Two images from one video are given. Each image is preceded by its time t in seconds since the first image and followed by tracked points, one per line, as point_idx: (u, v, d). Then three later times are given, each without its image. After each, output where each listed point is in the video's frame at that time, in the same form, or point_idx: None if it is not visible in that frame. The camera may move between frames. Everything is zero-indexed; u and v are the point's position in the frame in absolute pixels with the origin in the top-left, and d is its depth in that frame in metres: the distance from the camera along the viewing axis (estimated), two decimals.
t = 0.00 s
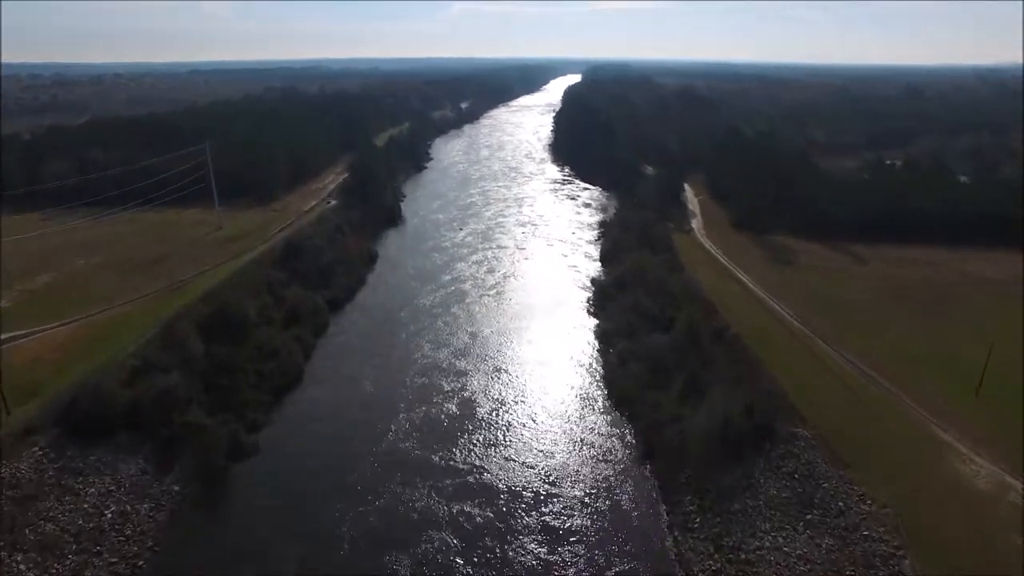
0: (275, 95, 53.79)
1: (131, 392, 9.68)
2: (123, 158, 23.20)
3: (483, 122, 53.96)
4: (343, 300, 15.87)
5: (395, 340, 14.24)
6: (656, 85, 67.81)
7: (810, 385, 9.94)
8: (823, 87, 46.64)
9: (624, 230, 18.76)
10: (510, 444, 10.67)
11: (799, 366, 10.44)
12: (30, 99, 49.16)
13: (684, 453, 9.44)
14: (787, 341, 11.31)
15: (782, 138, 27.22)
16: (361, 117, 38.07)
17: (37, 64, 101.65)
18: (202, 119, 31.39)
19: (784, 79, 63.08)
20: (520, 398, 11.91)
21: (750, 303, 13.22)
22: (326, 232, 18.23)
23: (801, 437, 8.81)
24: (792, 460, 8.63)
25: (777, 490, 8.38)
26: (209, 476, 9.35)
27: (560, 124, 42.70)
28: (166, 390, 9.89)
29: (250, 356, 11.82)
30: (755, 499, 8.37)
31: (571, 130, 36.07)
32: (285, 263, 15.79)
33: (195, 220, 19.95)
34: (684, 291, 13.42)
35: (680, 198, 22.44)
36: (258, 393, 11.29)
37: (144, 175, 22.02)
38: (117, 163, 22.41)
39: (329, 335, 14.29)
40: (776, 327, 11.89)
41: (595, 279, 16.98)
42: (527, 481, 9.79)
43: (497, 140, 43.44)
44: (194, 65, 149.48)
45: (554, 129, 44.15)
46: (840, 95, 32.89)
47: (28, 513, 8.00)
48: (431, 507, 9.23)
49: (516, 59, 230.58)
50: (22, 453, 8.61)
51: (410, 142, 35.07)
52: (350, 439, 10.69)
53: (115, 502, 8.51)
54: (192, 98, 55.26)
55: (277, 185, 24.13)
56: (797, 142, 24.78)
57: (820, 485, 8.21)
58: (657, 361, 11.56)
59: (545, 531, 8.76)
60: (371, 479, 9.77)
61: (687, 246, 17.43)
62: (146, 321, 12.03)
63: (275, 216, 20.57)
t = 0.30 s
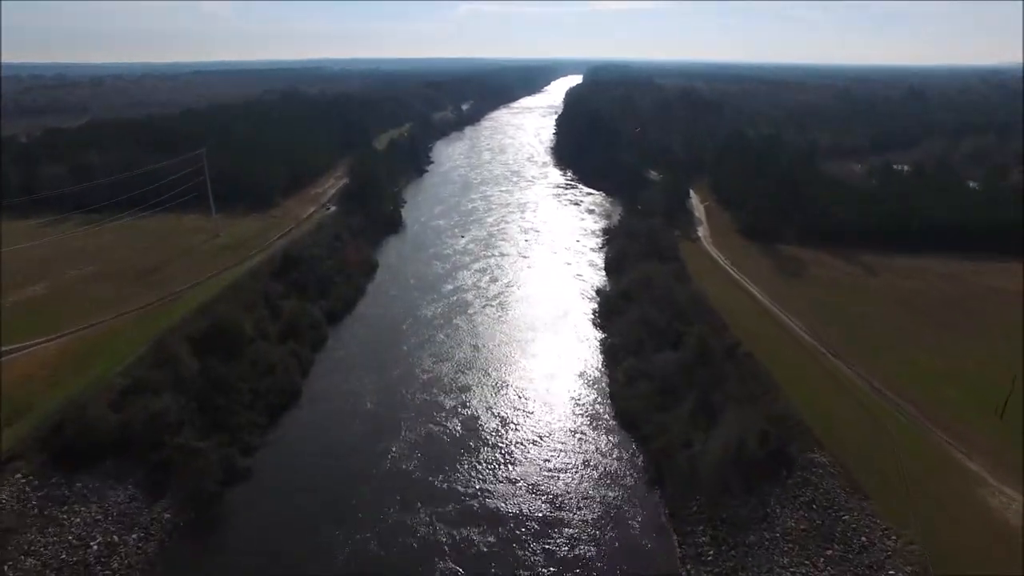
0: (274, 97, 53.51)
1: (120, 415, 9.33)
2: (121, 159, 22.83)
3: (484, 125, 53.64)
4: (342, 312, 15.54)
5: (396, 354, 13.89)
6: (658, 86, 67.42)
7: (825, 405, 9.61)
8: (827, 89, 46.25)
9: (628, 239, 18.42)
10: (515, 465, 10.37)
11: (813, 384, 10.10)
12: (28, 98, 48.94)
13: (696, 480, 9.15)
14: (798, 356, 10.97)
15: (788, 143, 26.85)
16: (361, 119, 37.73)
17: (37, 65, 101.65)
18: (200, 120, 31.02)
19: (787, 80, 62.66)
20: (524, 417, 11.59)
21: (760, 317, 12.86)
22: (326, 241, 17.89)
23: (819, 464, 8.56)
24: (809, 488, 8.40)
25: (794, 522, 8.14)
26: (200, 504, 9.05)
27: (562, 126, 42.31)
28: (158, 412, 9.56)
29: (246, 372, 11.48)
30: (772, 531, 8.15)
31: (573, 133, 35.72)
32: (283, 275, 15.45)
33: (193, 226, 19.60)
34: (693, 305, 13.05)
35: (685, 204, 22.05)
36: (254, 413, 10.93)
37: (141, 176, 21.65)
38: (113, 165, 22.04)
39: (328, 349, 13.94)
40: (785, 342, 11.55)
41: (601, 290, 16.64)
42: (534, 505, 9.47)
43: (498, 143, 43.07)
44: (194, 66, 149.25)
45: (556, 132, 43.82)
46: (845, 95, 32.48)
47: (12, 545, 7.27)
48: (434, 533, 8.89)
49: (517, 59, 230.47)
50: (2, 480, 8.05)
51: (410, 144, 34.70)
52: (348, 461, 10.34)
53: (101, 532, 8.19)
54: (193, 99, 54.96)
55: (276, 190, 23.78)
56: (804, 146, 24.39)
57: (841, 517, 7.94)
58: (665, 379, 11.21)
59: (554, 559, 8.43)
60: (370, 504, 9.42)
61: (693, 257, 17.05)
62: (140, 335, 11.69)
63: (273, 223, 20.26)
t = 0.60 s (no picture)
0: (275, 98, 53.21)
1: (111, 433, 8.99)
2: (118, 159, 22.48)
3: (486, 126, 53.36)
4: (341, 321, 15.24)
5: (395, 367, 13.56)
6: (659, 86, 67.12)
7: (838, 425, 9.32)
8: (831, 88, 45.91)
9: (632, 245, 18.11)
10: (518, 485, 10.09)
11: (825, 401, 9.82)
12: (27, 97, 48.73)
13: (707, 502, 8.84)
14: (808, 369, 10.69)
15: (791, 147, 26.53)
16: (362, 121, 37.42)
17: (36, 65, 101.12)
18: (199, 120, 30.69)
19: (789, 81, 62.23)
20: (528, 434, 11.31)
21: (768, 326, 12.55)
22: (325, 247, 17.56)
23: (835, 489, 8.27)
24: (825, 516, 8.09)
25: (809, 550, 7.83)
26: (194, 526, 8.72)
27: (563, 128, 41.96)
28: (151, 429, 9.23)
29: (243, 386, 11.16)
30: (786, 560, 7.83)
31: (574, 134, 35.42)
32: (280, 284, 15.12)
33: (191, 231, 19.28)
34: (700, 316, 12.73)
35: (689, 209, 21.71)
36: (251, 429, 10.61)
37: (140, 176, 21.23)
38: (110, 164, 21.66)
39: (327, 360, 13.62)
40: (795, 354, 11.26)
41: (605, 299, 16.34)
42: (539, 528, 9.19)
43: (500, 145, 42.78)
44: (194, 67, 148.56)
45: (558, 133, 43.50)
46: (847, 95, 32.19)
47: None
48: (436, 558, 8.60)
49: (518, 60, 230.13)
50: None
51: (411, 146, 34.37)
52: (347, 480, 10.04)
53: (89, 560, 7.88)
54: (193, 100, 54.71)
55: (274, 195, 23.48)
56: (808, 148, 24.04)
57: (859, 547, 7.62)
58: (674, 395, 10.90)
59: None
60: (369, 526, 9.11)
61: (698, 264, 16.71)
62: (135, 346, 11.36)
63: (272, 229, 19.96)
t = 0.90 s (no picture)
0: (275, 99, 52.92)
1: (102, 454, 8.71)
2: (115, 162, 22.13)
3: (487, 128, 53.12)
4: (341, 331, 14.95)
5: (396, 379, 13.27)
6: (661, 87, 66.79)
7: (849, 446, 9.21)
8: (835, 90, 45.67)
9: (637, 252, 17.83)
10: (522, 505, 9.78)
11: (835, 421, 9.75)
12: (25, 96, 48.39)
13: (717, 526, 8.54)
14: (818, 388, 10.60)
15: (796, 151, 26.23)
16: (363, 124, 37.13)
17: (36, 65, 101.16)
18: (197, 121, 30.38)
19: (792, 82, 61.85)
20: (532, 451, 11.01)
21: (776, 340, 12.37)
22: (324, 254, 17.27)
23: (850, 514, 7.95)
24: (840, 542, 7.72)
25: None
26: (187, 550, 8.37)
27: (565, 130, 41.64)
28: (145, 447, 8.97)
29: (239, 401, 10.88)
30: None
31: (577, 137, 35.12)
32: (278, 293, 14.83)
33: (189, 236, 18.98)
34: (707, 328, 12.43)
35: (694, 214, 21.41)
36: (248, 446, 10.33)
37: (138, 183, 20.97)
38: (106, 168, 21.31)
39: (326, 372, 13.34)
40: (804, 371, 11.16)
41: (609, 307, 16.05)
42: (544, 549, 8.87)
43: (501, 147, 42.50)
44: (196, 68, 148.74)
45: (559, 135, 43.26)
46: (852, 97, 31.95)
47: None
48: None
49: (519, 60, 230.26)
50: None
51: (412, 149, 34.07)
52: (345, 499, 9.73)
53: None
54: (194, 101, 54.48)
55: (273, 199, 23.18)
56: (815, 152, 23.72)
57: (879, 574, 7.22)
58: (682, 411, 10.60)
59: None
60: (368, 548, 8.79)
61: (704, 272, 16.41)
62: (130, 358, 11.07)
63: (270, 234, 19.66)
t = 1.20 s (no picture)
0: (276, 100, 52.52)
1: (91, 481, 8.36)
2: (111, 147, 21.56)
3: (488, 129, 52.71)
4: (340, 343, 14.60)
5: (396, 395, 12.93)
6: (664, 88, 66.31)
7: (863, 466, 8.98)
8: (838, 89, 45.18)
9: (642, 261, 17.48)
10: (527, 532, 9.45)
11: (847, 438, 9.54)
12: (24, 96, 48.01)
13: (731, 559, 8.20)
14: (829, 403, 10.37)
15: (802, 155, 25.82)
16: (362, 126, 36.73)
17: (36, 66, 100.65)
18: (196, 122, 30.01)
19: (796, 83, 61.39)
20: (537, 473, 10.68)
21: (785, 352, 12.07)
22: (323, 262, 16.92)
23: (872, 547, 7.60)
24: None
25: None
26: None
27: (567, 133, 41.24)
28: (135, 473, 8.61)
29: (235, 422, 10.54)
30: None
31: (579, 139, 34.72)
32: (276, 304, 14.48)
33: (185, 243, 18.63)
34: (716, 343, 12.08)
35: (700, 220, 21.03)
36: (243, 470, 10.00)
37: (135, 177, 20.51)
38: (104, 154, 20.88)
39: (325, 388, 12.99)
40: (812, 384, 10.92)
41: (614, 319, 15.71)
42: None
43: (503, 149, 42.11)
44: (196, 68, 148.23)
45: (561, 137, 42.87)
46: (857, 98, 31.53)
47: None
48: None
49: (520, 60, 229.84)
50: None
51: (413, 151, 33.68)
52: (344, 526, 9.40)
53: None
54: (192, 102, 54.06)
55: (272, 204, 22.83)
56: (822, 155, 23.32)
57: None
58: (692, 432, 10.26)
59: None
60: None
61: (710, 282, 16.06)
62: (122, 374, 10.72)
63: (268, 242, 19.30)
